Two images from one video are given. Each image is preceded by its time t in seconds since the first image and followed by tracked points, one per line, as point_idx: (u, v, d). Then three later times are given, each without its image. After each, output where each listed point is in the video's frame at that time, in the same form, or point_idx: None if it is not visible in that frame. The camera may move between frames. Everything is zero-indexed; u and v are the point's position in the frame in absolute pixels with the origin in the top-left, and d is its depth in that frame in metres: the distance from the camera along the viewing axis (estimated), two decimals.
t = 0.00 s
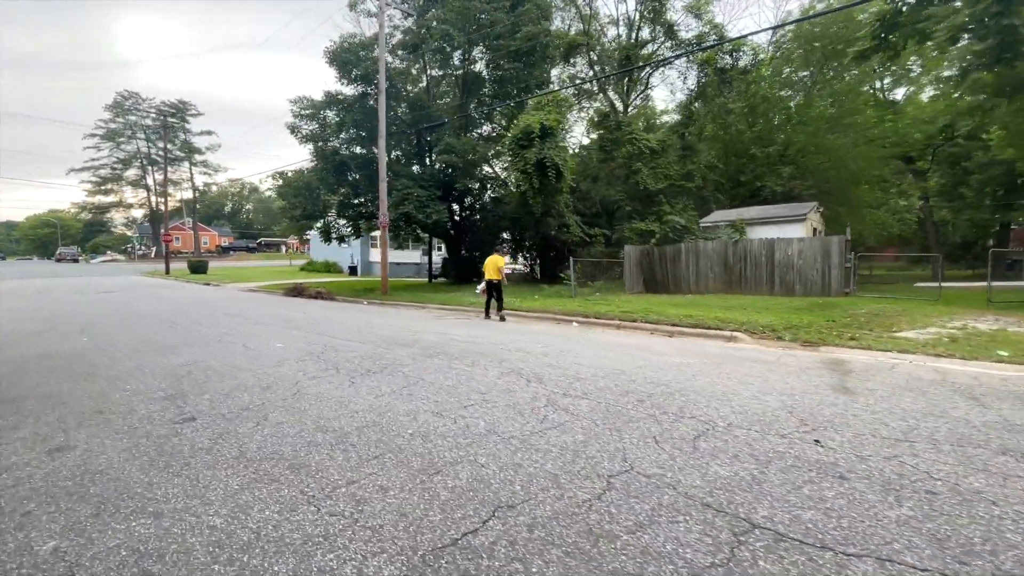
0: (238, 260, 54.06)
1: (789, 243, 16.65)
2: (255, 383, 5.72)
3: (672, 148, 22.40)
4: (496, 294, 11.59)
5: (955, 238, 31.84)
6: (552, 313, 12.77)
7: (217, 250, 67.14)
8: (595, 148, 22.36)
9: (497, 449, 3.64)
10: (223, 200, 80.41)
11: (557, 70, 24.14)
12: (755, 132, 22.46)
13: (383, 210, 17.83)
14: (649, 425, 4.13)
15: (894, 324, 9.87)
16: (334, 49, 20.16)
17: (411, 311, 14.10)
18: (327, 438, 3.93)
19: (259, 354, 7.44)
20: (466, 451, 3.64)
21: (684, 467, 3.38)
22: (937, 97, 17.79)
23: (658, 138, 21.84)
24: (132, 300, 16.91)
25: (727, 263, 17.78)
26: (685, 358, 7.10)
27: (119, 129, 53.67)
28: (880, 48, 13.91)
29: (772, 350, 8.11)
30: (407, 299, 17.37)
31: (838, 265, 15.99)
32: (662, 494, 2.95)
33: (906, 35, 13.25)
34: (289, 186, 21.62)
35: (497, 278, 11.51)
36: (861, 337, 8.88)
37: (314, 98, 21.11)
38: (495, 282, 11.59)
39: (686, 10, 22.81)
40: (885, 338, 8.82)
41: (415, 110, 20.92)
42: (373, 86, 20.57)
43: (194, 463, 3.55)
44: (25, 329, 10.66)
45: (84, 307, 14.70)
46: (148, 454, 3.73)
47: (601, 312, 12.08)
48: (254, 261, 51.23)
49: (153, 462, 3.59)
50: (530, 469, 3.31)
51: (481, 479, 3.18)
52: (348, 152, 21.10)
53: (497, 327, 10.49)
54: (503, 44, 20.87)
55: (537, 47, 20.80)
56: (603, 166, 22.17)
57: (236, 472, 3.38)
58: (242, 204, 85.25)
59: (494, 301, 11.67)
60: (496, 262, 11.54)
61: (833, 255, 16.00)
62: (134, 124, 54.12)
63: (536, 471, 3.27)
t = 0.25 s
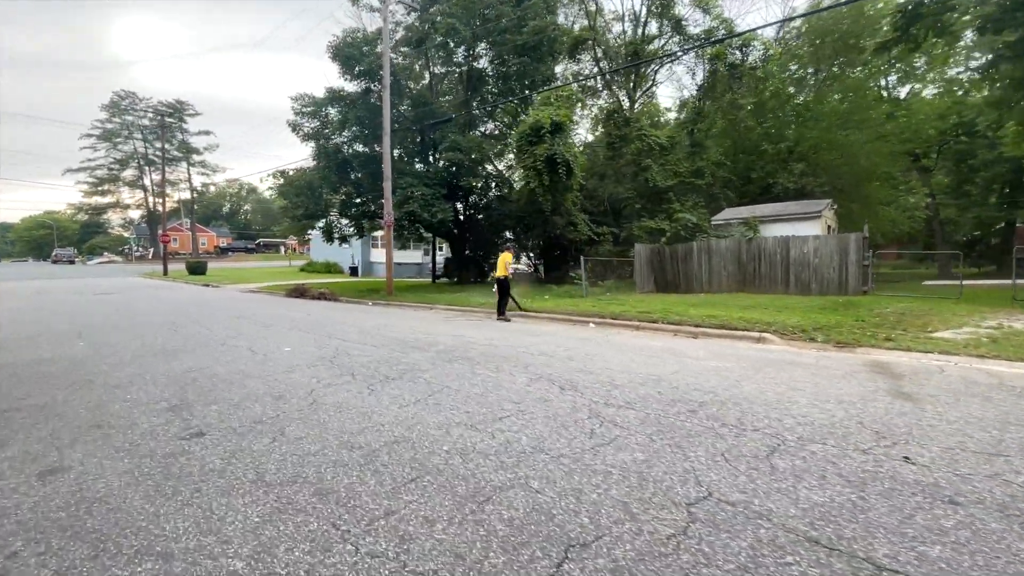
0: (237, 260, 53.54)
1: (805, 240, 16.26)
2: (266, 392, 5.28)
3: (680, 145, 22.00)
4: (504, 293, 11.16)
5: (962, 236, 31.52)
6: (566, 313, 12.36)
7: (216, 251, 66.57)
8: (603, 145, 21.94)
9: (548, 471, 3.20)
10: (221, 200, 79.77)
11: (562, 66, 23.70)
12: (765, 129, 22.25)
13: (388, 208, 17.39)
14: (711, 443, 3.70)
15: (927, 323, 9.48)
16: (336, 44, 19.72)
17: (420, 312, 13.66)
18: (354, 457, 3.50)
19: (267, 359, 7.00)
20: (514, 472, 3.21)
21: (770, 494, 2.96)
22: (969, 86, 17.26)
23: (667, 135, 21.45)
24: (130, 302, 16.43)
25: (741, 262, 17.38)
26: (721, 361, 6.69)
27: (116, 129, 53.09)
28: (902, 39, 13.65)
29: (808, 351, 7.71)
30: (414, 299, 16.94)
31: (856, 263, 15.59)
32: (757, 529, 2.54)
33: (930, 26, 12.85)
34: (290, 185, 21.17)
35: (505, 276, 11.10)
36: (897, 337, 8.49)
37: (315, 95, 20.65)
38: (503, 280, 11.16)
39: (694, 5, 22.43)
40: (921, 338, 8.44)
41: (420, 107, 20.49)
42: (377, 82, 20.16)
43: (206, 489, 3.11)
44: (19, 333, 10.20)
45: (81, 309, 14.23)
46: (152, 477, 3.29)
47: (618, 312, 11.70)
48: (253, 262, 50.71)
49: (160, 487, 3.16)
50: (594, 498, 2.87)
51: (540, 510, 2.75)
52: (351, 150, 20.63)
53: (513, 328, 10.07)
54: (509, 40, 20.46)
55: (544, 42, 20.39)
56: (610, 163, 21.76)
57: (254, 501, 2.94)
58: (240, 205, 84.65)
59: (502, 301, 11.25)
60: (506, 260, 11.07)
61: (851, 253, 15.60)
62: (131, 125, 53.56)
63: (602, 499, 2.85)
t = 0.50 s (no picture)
0: (228, 263, 52.63)
1: (813, 239, 15.98)
2: (271, 412, 4.81)
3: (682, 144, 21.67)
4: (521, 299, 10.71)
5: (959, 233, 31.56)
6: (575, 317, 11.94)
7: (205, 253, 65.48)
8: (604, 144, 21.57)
9: (609, 512, 2.76)
10: (210, 201, 78.54)
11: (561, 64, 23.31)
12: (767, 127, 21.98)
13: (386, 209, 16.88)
14: (783, 473, 3.27)
15: (952, 325, 9.18)
16: (331, 41, 19.16)
17: (423, 317, 13.19)
18: (380, 495, 3.04)
19: (268, 372, 6.51)
20: (570, 514, 2.76)
21: (872, 540, 2.54)
22: (987, 83, 16.80)
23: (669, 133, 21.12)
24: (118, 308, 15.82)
25: (747, 262, 17.08)
26: (754, 371, 6.31)
27: (102, 130, 51.94)
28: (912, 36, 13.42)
29: (838, 357, 7.38)
30: (413, 303, 16.44)
31: (865, 262, 15.33)
32: None
33: (943, 22, 12.61)
34: (284, 186, 20.59)
35: (521, 281, 10.63)
36: (925, 340, 8.17)
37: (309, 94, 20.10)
38: (519, 285, 10.69)
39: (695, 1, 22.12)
40: (951, 341, 8.08)
41: (418, 105, 20.00)
42: (373, 80, 19.64)
43: (210, 540, 2.65)
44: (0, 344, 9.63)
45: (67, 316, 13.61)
46: (147, 524, 2.83)
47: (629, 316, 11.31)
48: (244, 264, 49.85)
49: (156, 537, 2.70)
50: (672, 549, 2.44)
51: (612, 566, 2.32)
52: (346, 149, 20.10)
53: (523, 334, 9.64)
54: (508, 36, 20.03)
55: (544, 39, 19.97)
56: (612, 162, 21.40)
57: (269, 555, 2.49)
58: (229, 206, 83.44)
59: (516, 307, 10.82)
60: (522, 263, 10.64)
61: (860, 252, 15.33)
62: (117, 125, 52.44)
63: (682, 549, 2.43)
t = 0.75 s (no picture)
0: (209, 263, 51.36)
1: (810, 236, 15.92)
2: (276, 426, 4.40)
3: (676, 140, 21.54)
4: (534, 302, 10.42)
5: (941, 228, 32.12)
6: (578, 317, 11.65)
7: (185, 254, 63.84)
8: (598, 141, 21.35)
9: (683, 543, 2.44)
10: (189, 200, 76.58)
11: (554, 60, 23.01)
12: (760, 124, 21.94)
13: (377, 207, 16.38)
14: (855, 490, 2.98)
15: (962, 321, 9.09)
16: (318, 34, 18.58)
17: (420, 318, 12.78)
18: (416, 526, 2.68)
19: (266, 381, 6.07)
20: (639, 547, 2.43)
21: (983, 567, 2.28)
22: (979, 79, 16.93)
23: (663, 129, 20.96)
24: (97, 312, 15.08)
25: (744, 259, 16.98)
26: (780, 372, 6.08)
27: (75, 127, 50.16)
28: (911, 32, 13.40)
29: (858, 356, 7.18)
30: (408, 303, 16.00)
31: (863, 258, 15.30)
32: None
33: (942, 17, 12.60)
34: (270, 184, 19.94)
35: (531, 280, 10.29)
36: (941, 337, 8.03)
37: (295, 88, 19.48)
38: (529, 285, 10.36)
39: None
40: (966, 337, 7.96)
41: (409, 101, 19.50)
42: (362, 74, 19.09)
43: None
44: None
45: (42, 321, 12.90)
46: (150, 569, 2.43)
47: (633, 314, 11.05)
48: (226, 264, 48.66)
49: None
50: None
51: None
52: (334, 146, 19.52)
53: (529, 335, 9.30)
54: (501, 30, 19.64)
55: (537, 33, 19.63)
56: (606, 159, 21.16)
57: None
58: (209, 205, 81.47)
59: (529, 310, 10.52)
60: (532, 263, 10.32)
61: (857, 248, 15.28)
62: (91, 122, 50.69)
63: None
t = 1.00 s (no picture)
0: (182, 262, 49.53)
1: (801, 231, 15.92)
2: (276, 443, 3.93)
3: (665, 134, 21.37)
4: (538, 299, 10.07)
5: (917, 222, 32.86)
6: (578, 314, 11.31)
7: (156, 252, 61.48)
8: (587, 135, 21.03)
9: None
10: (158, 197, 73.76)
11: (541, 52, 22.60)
12: (747, 118, 22.01)
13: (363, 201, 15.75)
14: (942, 509, 2.69)
15: (964, 314, 9.05)
16: (297, 21, 17.79)
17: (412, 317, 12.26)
18: (462, 568, 2.28)
19: (258, 389, 5.56)
20: None
21: None
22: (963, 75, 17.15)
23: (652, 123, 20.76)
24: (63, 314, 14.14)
25: (735, 254, 16.93)
26: (806, 370, 5.84)
27: (35, 120, 47.67)
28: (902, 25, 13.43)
29: (874, 352, 7.02)
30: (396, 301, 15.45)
31: (853, 253, 15.35)
32: None
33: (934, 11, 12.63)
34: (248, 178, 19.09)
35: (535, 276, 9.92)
36: (950, 332, 7.93)
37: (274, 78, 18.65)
38: (531, 282, 9.98)
39: None
40: (974, 331, 7.89)
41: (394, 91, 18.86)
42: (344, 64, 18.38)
43: None
44: None
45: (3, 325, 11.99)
46: None
47: (633, 311, 10.78)
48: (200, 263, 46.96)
49: None
50: None
51: None
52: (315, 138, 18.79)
53: (532, 334, 8.91)
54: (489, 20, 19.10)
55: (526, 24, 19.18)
56: (596, 153, 20.86)
57: None
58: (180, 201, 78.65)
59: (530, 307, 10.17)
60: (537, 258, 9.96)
61: (848, 243, 15.32)
62: (53, 115, 48.25)
63: None
